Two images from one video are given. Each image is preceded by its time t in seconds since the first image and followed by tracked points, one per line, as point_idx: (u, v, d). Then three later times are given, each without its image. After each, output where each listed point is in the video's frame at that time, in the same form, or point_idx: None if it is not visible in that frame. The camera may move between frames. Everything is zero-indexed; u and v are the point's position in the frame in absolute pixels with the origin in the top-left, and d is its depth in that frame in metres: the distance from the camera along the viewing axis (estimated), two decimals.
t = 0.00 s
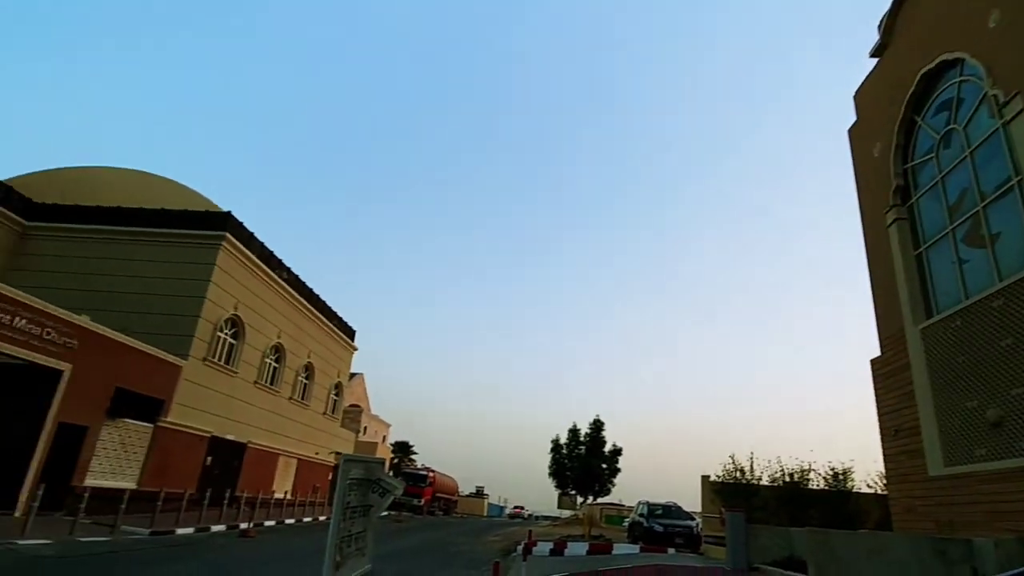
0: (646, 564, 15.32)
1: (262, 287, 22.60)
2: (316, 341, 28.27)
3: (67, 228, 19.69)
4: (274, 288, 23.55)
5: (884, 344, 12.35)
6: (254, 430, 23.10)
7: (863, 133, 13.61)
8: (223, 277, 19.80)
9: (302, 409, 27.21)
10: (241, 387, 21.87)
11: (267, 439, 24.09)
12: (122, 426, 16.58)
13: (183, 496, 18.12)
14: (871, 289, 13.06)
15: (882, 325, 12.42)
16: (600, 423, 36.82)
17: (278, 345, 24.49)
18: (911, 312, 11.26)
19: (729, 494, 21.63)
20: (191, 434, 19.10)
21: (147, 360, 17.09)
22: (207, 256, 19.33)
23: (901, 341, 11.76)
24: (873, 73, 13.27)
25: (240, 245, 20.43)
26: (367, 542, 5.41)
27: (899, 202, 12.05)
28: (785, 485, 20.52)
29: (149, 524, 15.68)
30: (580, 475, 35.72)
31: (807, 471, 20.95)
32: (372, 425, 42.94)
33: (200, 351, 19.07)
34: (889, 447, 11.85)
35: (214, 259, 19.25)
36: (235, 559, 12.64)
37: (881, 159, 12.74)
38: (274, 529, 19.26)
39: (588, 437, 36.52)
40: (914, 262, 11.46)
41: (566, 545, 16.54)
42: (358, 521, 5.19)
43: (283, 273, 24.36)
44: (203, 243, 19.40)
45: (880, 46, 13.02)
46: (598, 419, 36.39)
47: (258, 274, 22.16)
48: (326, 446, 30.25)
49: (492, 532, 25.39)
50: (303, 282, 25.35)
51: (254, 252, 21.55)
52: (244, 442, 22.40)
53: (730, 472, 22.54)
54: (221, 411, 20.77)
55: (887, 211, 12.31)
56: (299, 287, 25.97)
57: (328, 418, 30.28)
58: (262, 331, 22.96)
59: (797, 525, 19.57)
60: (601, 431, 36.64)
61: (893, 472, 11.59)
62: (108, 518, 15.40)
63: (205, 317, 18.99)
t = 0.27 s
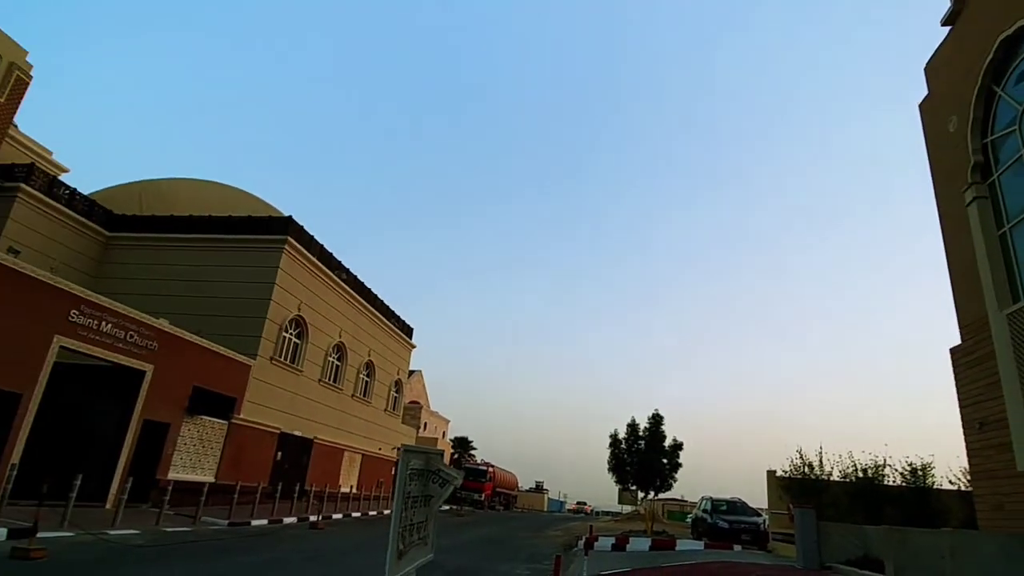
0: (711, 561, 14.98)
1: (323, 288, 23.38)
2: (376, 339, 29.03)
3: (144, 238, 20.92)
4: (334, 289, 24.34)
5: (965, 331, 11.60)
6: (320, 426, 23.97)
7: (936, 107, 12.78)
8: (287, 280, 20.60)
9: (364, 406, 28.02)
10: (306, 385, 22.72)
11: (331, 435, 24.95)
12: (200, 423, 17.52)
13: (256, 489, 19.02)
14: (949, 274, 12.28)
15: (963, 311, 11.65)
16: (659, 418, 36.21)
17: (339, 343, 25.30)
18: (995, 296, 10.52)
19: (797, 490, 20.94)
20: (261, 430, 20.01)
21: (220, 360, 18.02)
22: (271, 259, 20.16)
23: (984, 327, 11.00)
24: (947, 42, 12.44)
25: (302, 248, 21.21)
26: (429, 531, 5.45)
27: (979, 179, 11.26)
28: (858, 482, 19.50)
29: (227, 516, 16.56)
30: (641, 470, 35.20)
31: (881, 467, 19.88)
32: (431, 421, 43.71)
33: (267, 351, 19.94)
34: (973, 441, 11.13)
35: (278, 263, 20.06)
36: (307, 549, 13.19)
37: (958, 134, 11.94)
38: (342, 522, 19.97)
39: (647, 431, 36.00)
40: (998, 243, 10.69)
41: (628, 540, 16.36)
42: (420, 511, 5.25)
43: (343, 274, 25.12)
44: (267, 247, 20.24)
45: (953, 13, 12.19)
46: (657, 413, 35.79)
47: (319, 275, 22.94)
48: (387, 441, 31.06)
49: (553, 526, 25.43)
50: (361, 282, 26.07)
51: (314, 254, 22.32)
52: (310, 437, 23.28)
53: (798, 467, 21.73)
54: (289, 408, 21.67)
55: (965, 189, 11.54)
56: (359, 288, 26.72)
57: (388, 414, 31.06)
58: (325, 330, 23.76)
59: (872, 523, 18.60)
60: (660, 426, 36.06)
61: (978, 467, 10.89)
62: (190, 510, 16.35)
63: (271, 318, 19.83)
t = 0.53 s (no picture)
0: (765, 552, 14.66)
1: (368, 285, 23.85)
2: (420, 334, 29.46)
3: (198, 243, 21.75)
4: (379, 286, 24.82)
5: None
6: (369, 421, 24.52)
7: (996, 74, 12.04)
8: (333, 279, 21.11)
9: (411, 400, 28.50)
10: (355, 380, 23.26)
11: (380, 429, 25.49)
12: (256, 419, 18.18)
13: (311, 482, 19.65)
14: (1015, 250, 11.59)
15: None
16: (708, 407, 35.51)
17: (385, 340, 25.79)
18: None
19: (855, 479, 20.50)
20: (314, 426, 20.64)
21: (272, 359, 18.64)
22: (317, 260, 20.68)
23: None
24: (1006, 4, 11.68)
25: (346, 248, 21.69)
26: (476, 522, 5.40)
27: None
28: (922, 470, 18.19)
29: (284, 508, 17.18)
30: (690, 460, 34.63)
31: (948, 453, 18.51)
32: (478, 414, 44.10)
33: (316, 349, 20.51)
34: None
35: (324, 262, 20.56)
36: (361, 541, 13.58)
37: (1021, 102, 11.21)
38: (394, 513, 20.46)
39: (696, 421, 35.38)
40: None
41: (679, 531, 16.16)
42: (467, 501, 5.20)
43: (386, 272, 25.56)
44: (313, 248, 20.78)
45: None
46: (705, 403, 35.09)
47: (364, 274, 23.43)
48: (435, 435, 31.53)
49: (602, 517, 25.35)
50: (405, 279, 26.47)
51: (358, 253, 22.79)
52: (361, 432, 23.86)
53: (855, 456, 21.07)
54: (339, 403, 22.26)
55: None
56: (402, 285, 27.15)
57: (435, 408, 31.52)
58: (371, 327, 24.25)
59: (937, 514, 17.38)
60: (709, 415, 35.36)
61: None
62: (249, 503, 17.02)
63: (319, 317, 20.38)
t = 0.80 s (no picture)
0: (834, 544, 14.14)
1: (418, 285, 24.24)
2: (472, 331, 29.74)
3: (256, 251, 22.60)
4: (429, 285, 25.19)
5: None
6: (425, 418, 24.96)
7: None
8: (384, 280, 21.56)
9: (465, 397, 28.85)
10: (410, 379, 23.71)
11: (437, 426, 25.92)
12: (316, 418, 18.79)
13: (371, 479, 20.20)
14: None
15: None
16: (768, 396, 34.41)
17: (438, 338, 26.17)
18: None
19: (932, 468, 19.26)
20: (372, 424, 21.18)
21: (330, 359, 19.22)
22: (369, 262, 21.15)
23: None
24: None
25: (396, 249, 22.11)
26: (535, 517, 5.39)
27: None
28: (1004, 457, 16.72)
29: (346, 504, 17.71)
30: (751, 451, 33.71)
31: None
32: (532, 409, 44.22)
33: (371, 349, 21.02)
34: None
35: (375, 264, 21.02)
36: (421, 535, 13.86)
37: None
38: (453, 508, 20.80)
39: (756, 411, 34.35)
40: None
41: (742, 523, 15.77)
42: (525, 495, 5.17)
43: (436, 271, 25.93)
44: (364, 250, 21.27)
45: None
46: (765, 392, 34.01)
47: (414, 274, 23.83)
48: (490, 430, 31.82)
49: (661, 510, 25.00)
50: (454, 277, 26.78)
51: (408, 254, 23.21)
52: (418, 429, 24.32)
53: (930, 443, 19.71)
54: (395, 401, 22.75)
55: None
56: (452, 283, 27.46)
57: (490, 404, 31.82)
58: (423, 326, 24.66)
59: None
60: (770, 404, 34.27)
61: None
62: (314, 499, 17.64)
63: (373, 318, 20.87)
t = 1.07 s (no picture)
0: (886, 542, 13.65)
1: (452, 287, 24.41)
2: (506, 331, 29.76)
3: (293, 257, 23.08)
4: (462, 286, 25.31)
5: None
6: (462, 419, 25.10)
7: None
8: (418, 282, 21.77)
9: (501, 397, 28.91)
10: (446, 380, 23.88)
11: (473, 426, 26.03)
12: (355, 420, 19.09)
13: (411, 479, 20.42)
14: None
15: None
16: (811, 390, 33.46)
17: (472, 338, 26.30)
18: None
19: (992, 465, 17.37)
20: (410, 425, 21.40)
21: (367, 362, 19.48)
22: (402, 265, 21.37)
23: None
24: None
25: (428, 251, 22.31)
26: (574, 518, 5.35)
27: None
28: None
29: (387, 504, 17.94)
30: (794, 447, 32.81)
31: None
32: (568, 408, 44.00)
33: (407, 351, 21.24)
34: None
35: (408, 267, 21.23)
36: (461, 535, 13.93)
37: None
38: (492, 508, 20.86)
39: (799, 406, 33.44)
40: None
41: (788, 522, 15.37)
42: (563, 496, 5.14)
43: (468, 272, 26.06)
44: (397, 254, 21.50)
45: None
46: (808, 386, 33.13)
47: (447, 275, 23.98)
48: (527, 430, 31.81)
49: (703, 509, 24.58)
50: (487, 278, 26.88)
51: (440, 256, 23.38)
52: (455, 429, 24.48)
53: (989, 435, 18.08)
54: (431, 402, 22.93)
55: None
56: (485, 284, 27.55)
57: (526, 404, 31.81)
58: (457, 327, 24.81)
59: None
60: (813, 399, 33.31)
61: None
62: (355, 500, 17.93)
63: (407, 320, 21.09)
